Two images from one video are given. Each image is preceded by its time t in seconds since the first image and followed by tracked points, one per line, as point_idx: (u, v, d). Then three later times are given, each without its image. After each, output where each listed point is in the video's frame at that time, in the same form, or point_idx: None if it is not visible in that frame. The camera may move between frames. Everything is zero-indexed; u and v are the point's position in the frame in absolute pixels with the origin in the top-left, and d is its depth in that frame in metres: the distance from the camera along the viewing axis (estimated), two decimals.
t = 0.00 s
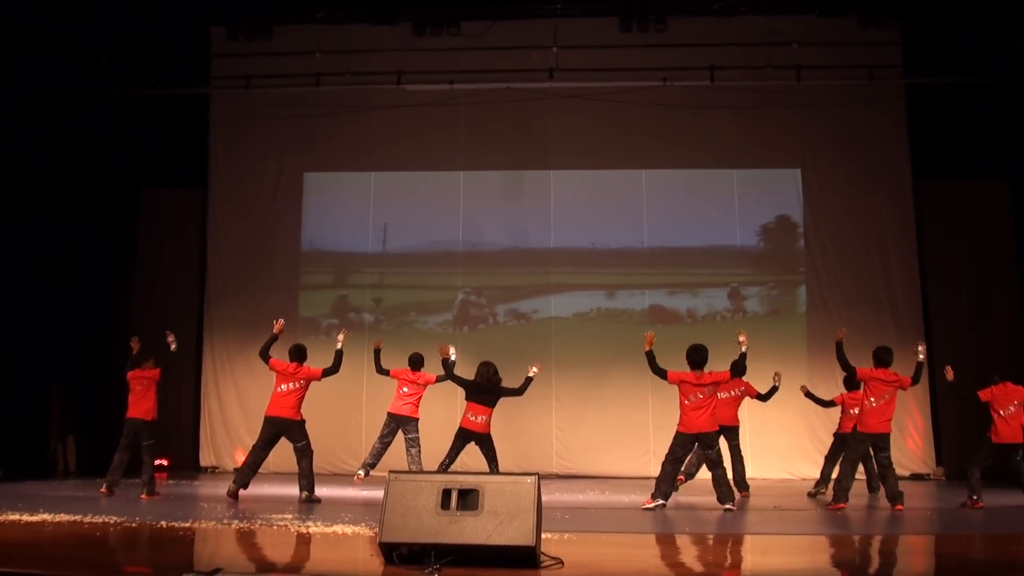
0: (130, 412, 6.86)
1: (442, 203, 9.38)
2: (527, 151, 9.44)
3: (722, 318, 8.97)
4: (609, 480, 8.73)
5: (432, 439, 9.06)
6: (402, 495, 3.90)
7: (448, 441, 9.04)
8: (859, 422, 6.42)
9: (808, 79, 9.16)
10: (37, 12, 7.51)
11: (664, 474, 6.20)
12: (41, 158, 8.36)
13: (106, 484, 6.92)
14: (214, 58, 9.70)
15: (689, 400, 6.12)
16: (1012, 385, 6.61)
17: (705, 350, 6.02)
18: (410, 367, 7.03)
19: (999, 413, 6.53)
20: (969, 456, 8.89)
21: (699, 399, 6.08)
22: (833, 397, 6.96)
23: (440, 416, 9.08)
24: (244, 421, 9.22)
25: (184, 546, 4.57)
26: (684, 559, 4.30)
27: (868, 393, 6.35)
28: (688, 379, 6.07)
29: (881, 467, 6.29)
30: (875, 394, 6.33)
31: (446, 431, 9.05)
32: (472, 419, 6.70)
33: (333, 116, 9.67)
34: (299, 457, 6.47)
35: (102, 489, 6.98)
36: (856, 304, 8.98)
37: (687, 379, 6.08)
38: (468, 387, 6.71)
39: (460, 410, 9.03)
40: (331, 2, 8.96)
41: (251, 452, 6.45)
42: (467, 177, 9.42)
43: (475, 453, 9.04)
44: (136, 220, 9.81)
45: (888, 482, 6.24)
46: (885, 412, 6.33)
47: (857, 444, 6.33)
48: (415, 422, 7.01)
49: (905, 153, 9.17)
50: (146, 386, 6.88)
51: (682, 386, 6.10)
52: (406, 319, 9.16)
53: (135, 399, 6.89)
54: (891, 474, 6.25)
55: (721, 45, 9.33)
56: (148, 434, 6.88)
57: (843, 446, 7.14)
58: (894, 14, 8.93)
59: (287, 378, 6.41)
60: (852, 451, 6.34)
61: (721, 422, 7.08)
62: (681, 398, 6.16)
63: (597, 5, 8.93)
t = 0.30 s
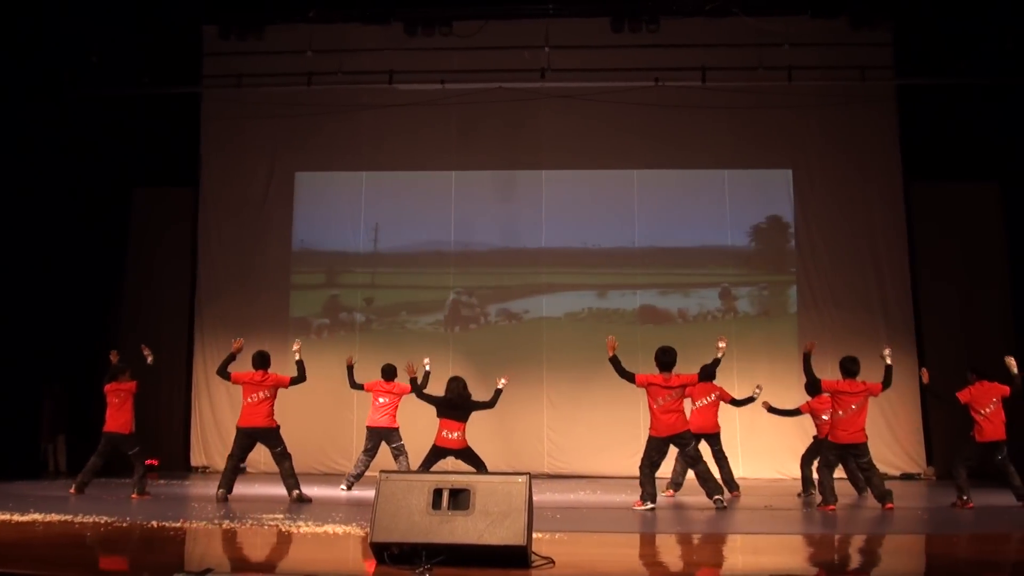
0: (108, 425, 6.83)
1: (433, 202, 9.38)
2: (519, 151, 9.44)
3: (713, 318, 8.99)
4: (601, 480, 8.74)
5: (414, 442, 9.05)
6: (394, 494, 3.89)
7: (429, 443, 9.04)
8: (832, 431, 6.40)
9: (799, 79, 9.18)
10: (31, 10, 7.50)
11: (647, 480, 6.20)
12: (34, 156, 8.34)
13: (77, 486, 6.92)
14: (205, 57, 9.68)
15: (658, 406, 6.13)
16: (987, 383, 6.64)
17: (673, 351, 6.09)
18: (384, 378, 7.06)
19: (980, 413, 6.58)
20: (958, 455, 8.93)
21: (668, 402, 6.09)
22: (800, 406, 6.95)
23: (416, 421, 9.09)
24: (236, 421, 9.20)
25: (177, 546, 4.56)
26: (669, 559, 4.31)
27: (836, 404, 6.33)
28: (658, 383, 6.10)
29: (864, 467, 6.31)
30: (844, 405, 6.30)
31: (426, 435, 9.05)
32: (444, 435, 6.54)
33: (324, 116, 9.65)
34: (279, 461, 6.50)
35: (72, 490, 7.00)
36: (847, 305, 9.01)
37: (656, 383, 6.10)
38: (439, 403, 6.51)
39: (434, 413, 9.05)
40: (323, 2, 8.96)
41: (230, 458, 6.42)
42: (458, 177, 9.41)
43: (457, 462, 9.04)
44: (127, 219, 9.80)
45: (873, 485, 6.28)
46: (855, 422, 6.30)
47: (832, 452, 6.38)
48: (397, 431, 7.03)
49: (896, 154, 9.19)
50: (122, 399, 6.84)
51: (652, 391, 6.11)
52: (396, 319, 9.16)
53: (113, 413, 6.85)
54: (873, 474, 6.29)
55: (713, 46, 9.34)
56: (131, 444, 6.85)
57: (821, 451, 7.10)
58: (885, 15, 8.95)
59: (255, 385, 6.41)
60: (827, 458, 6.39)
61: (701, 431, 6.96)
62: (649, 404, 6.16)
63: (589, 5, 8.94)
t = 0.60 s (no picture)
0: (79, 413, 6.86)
1: (423, 203, 9.37)
2: (510, 151, 9.44)
3: (704, 318, 9.00)
4: (591, 480, 8.74)
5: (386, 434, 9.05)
6: (384, 495, 3.89)
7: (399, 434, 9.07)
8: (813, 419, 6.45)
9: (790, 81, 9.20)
10: (21, 9, 7.47)
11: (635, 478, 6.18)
12: (23, 156, 8.31)
13: (64, 486, 6.88)
14: (196, 57, 9.66)
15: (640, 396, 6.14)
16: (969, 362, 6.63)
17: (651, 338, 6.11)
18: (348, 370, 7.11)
19: (964, 397, 6.54)
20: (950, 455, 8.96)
21: (649, 389, 6.11)
22: (778, 399, 7.02)
23: (383, 416, 9.10)
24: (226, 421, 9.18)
25: (167, 547, 4.54)
26: (660, 559, 4.32)
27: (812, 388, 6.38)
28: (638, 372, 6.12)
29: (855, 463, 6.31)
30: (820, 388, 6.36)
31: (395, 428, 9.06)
32: (415, 426, 6.58)
33: (315, 116, 9.63)
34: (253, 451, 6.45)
35: (60, 491, 6.96)
36: (838, 306, 9.03)
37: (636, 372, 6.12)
38: (404, 396, 6.59)
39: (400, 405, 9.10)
40: (314, 1, 8.96)
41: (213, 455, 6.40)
42: (449, 178, 9.40)
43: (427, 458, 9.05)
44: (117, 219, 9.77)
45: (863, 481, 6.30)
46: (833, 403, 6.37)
47: (821, 439, 6.33)
48: (372, 420, 7.09)
49: (886, 156, 9.21)
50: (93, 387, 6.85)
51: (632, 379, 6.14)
52: (387, 319, 9.15)
53: (84, 401, 6.87)
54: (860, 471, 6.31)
55: (704, 47, 9.36)
56: (101, 430, 6.89)
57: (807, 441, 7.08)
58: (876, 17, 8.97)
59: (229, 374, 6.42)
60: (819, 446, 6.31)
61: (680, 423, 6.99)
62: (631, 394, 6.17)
63: (580, 6, 8.96)
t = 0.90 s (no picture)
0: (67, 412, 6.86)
1: (414, 204, 9.36)
2: (501, 152, 9.43)
3: (694, 319, 9.02)
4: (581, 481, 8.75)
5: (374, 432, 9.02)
6: (374, 496, 3.88)
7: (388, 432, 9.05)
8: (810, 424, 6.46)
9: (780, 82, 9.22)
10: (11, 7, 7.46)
11: (625, 480, 6.20)
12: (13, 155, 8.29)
13: (54, 487, 6.87)
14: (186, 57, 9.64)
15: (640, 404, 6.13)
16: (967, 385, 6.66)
17: (655, 345, 6.12)
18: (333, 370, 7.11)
19: (963, 417, 6.57)
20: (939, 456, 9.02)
21: (649, 396, 6.10)
22: (772, 402, 7.01)
23: (372, 415, 9.08)
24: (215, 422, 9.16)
25: (156, 548, 4.53)
26: (651, 559, 4.33)
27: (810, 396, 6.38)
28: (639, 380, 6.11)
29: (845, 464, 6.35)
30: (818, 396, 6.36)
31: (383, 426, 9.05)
32: (403, 420, 6.60)
33: (305, 116, 9.61)
34: (248, 452, 6.46)
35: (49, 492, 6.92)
36: (828, 307, 9.05)
37: (636, 379, 6.12)
38: (390, 390, 6.56)
39: (388, 403, 9.09)
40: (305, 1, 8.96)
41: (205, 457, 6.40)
42: (440, 178, 9.39)
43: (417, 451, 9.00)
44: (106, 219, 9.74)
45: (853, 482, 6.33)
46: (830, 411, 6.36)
47: (814, 444, 6.38)
48: (360, 419, 7.09)
49: (876, 157, 9.24)
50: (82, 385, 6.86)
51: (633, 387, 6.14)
52: (377, 320, 9.14)
53: (73, 400, 6.88)
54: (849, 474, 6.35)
55: (695, 49, 9.38)
56: (90, 431, 6.88)
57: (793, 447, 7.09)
58: (866, 19, 9.00)
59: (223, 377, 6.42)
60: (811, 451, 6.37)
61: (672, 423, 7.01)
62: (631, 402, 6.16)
63: (570, 6, 8.97)
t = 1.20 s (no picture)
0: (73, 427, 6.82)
1: (403, 203, 9.35)
2: (490, 152, 9.42)
3: (683, 319, 9.03)
4: (570, 481, 8.75)
5: (374, 438, 8.99)
6: (362, 496, 3.87)
7: (395, 435, 9.00)
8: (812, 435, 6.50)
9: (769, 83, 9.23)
10: None
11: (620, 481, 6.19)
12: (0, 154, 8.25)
13: (42, 489, 6.82)
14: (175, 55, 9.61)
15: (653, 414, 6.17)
16: (974, 384, 6.67)
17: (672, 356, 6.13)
18: (337, 380, 7.00)
19: (962, 414, 6.57)
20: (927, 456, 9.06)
21: (663, 406, 6.13)
22: (780, 406, 6.96)
23: (375, 425, 9.01)
24: (204, 422, 9.13)
25: (145, 548, 4.52)
26: (641, 559, 4.33)
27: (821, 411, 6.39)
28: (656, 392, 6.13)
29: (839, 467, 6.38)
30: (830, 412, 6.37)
31: (388, 431, 8.99)
32: (409, 438, 6.55)
33: (293, 115, 9.58)
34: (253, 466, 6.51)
35: (36, 493, 6.87)
36: (816, 307, 9.07)
37: (653, 391, 6.13)
38: (397, 406, 6.51)
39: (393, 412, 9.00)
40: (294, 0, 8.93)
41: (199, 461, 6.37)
42: (429, 178, 9.38)
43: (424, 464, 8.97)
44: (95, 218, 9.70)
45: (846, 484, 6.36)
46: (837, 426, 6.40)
47: (809, 455, 6.46)
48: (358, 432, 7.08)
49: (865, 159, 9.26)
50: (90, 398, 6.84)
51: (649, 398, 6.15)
52: (366, 320, 9.13)
53: (79, 413, 6.85)
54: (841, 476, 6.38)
55: (684, 50, 9.39)
56: (99, 443, 6.86)
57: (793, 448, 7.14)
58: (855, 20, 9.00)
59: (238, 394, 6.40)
60: (804, 459, 6.46)
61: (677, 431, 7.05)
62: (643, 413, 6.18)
63: (561, 6, 8.97)
